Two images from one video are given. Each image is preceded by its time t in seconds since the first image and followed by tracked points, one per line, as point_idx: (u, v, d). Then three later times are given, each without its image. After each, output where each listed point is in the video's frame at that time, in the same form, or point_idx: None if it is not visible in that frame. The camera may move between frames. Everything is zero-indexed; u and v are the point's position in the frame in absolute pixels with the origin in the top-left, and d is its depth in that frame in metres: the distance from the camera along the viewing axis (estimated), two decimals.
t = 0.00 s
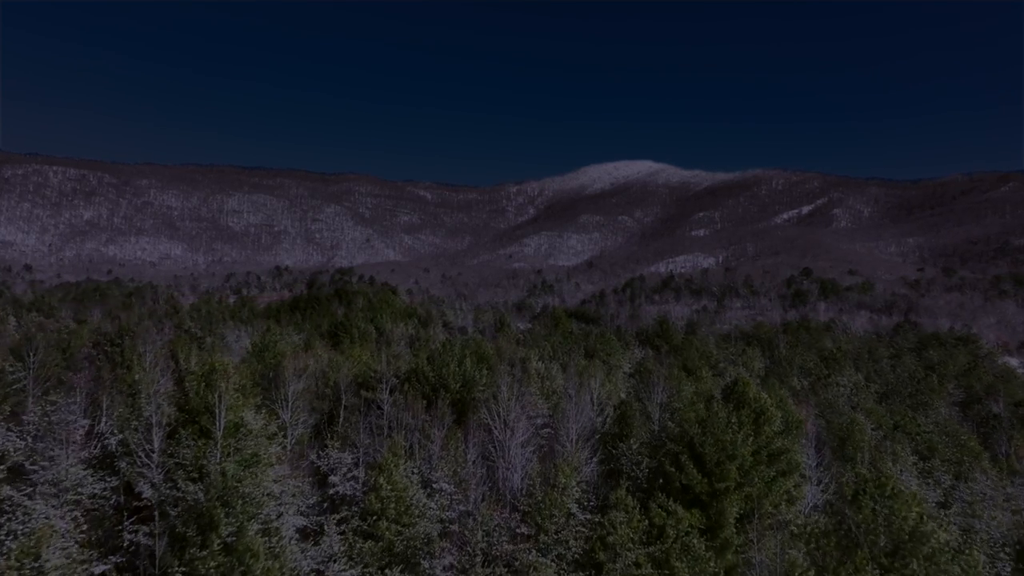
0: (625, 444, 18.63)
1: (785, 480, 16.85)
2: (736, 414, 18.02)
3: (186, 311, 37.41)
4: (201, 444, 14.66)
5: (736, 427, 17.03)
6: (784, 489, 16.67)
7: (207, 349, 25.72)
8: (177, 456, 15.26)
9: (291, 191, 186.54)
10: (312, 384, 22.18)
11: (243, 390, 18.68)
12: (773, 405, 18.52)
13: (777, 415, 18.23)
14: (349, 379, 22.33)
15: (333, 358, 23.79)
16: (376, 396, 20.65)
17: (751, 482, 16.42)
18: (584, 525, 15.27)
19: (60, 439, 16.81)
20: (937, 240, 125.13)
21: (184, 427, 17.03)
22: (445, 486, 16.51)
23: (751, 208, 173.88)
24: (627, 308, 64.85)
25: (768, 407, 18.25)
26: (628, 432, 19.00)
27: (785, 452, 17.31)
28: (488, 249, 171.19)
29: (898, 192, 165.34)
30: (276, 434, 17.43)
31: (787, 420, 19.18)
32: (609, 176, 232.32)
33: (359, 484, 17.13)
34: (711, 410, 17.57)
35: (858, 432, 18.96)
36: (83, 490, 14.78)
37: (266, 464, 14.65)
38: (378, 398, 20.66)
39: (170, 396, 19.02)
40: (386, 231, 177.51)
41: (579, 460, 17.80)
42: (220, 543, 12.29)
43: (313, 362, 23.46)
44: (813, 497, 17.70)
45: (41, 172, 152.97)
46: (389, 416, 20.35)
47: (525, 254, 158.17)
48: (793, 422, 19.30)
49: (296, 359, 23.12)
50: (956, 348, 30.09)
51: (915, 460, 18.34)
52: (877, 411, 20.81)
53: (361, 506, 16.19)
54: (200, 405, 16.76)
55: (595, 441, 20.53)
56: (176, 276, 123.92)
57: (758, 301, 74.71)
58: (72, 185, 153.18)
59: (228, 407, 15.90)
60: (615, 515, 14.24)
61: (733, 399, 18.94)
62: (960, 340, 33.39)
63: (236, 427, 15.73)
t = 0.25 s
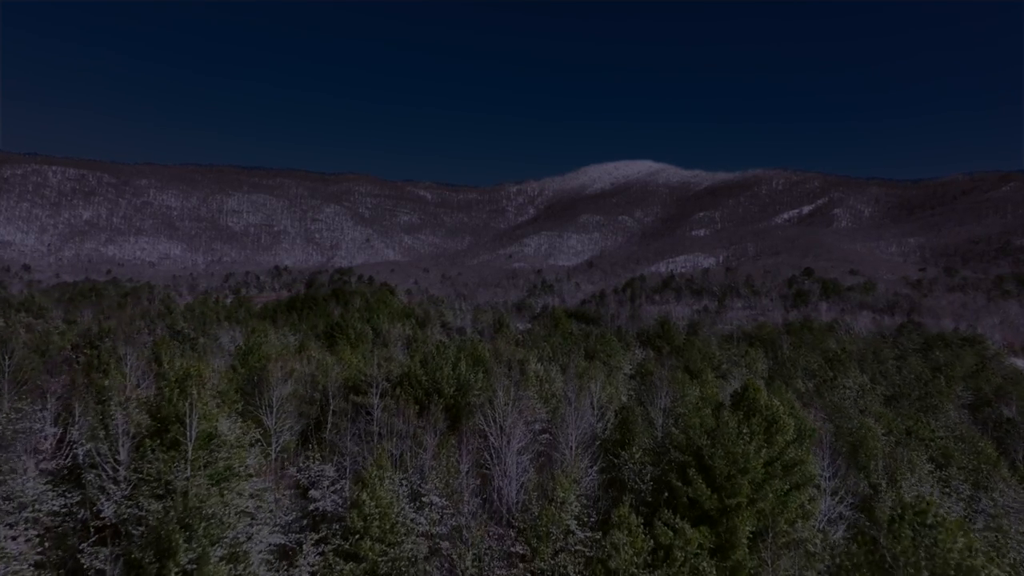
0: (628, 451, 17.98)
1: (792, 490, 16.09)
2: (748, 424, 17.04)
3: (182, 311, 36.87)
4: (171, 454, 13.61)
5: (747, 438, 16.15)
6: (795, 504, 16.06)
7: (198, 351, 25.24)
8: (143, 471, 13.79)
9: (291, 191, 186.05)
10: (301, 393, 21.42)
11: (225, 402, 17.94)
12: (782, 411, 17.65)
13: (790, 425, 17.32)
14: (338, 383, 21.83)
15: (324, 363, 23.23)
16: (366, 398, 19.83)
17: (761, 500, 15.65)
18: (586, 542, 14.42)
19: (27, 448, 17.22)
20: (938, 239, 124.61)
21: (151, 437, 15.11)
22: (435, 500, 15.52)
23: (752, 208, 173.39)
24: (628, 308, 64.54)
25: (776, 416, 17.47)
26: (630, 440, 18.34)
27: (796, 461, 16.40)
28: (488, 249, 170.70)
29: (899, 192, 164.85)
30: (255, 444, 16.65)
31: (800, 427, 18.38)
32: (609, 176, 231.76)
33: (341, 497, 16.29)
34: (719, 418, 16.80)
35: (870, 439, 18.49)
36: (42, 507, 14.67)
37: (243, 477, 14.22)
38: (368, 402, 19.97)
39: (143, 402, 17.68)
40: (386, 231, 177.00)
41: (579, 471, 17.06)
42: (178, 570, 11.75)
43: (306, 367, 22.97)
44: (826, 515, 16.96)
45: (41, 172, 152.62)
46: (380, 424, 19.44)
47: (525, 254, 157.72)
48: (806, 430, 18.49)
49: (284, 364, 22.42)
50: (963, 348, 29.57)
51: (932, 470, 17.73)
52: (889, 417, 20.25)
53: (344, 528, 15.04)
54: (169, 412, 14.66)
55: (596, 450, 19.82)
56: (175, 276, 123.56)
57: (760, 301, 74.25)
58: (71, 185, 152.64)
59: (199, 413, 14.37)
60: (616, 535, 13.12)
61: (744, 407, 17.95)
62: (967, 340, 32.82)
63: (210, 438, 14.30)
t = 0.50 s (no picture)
0: (630, 462, 17.38)
1: (809, 507, 14.46)
2: (758, 434, 15.46)
3: (178, 312, 36.36)
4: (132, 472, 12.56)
5: (760, 451, 14.67)
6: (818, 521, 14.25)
7: (186, 357, 24.61)
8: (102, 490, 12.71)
9: (291, 191, 185.53)
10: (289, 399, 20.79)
11: (199, 412, 17.04)
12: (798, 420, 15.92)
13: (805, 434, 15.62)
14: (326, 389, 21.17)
15: (312, 368, 22.58)
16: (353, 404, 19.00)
17: (776, 521, 14.04)
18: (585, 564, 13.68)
19: None
20: (939, 239, 124.08)
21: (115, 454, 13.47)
22: (425, 516, 14.11)
23: (752, 208, 172.88)
24: (628, 308, 64.31)
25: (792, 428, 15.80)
26: (634, 448, 17.75)
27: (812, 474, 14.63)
28: (487, 249, 170.18)
29: (899, 192, 164.33)
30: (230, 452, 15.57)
31: (813, 438, 17.16)
32: (609, 176, 231.31)
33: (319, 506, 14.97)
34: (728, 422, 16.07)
35: (885, 445, 17.84)
36: None
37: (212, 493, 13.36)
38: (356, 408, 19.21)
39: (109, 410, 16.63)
40: (385, 231, 176.42)
41: (578, 480, 16.23)
42: None
43: (295, 372, 22.37)
44: (844, 529, 15.86)
45: (40, 172, 152.06)
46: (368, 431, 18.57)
47: (526, 254, 157.24)
48: (820, 440, 17.54)
49: (267, 370, 21.64)
50: (968, 349, 29.13)
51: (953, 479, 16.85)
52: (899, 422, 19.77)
53: (323, 545, 13.03)
54: (133, 423, 13.36)
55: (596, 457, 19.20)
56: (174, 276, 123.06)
57: (761, 301, 73.86)
58: (71, 185, 152.10)
59: (166, 424, 13.38)
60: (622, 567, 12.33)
61: (755, 416, 16.28)
62: (972, 341, 32.33)
63: (177, 449, 13.40)
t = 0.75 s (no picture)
0: (632, 470, 16.65)
1: (829, 526, 12.49)
2: (773, 447, 13.58)
3: (173, 312, 35.98)
4: (85, 489, 10.60)
5: (777, 466, 12.85)
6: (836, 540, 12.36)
7: (173, 360, 23.88)
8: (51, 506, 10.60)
9: (290, 190, 184.99)
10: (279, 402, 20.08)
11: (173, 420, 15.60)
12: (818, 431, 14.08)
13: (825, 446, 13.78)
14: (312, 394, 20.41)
15: (299, 372, 21.76)
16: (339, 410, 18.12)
17: (793, 544, 12.23)
18: None
19: None
20: (940, 239, 123.45)
21: (69, 467, 11.06)
22: (414, 534, 13.07)
23: (752, 208, 172.39)
24: (627, 308, 64.13)
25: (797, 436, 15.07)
26: (638, 454, 17.06)
27: (831, 489, 12.80)
28: (487, 249, 169.69)
29: (900, 192, 163.67)
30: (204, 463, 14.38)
31: (832, 449, 15.44)
32: (609, 176, 230.81)
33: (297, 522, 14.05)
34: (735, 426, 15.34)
35: (896, 446, 17.39)
36: None
37: (176, 513, 11.53)
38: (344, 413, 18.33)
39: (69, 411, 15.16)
40: (385, 231, 175.86)
41: (577, 491, 15.33)
42: None
43: (283, 374, 21.62)
44: (865, 548, 14.77)
45: (39, 172, 151.60)
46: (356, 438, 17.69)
47: (525, 254, 156.70)
48: (839, 452, 15.81)
49: (250, 373, 20.75)
50: (976, 350, 28.69)
51: (971, 488, 16.17)
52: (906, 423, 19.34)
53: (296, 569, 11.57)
54: (89, 435, 10.87)
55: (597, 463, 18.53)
56: (173, 276, 122.49)
57: (761, 301, 73.56)
58: (70, 185, 151.69)
59: (128, 436, 11.13)
60: None
61: (768, 426, 14.42)
62: (978, 341, 31.85)
63: (141, 462, 11.34)
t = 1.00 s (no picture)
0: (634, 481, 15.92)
1: (853, 548, 11.07)
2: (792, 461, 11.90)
3: (169, 314, 35.53)
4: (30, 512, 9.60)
5: (797, 485, 11.34)
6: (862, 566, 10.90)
7: (159, 363, 23.23)
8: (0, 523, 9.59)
9: (290, 190, 184.44)
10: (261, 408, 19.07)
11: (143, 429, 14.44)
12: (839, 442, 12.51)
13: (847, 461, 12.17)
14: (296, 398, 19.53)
15: (285, 376, 20.88)
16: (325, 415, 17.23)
17: (816, 571, 10.85)
18: None
19: None
20: (942, 239, 122.96)
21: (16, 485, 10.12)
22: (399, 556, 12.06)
23: (753, 208, 171.87)
24: (628, 309, 63.69)
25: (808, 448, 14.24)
26: (641, 464, 16.39)
27: (855, 507, 11.35)
28: (487, 249, 169.20)
29: (901, 192, 163.12)
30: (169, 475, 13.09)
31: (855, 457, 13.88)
32: (609, 175, 230.25)
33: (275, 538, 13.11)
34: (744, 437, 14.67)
35: (906, 449, 16.96)
36: None
37: (134, 535, 10.70)
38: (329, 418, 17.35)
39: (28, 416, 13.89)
40: (385, 231, 175.36)
41: (577, 503, 14.54)
42: None
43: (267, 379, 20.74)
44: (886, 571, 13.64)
45: (38, 172, 151.09)
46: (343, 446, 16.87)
47: (526, 254, 156.21)
48: (858, 466, 13.02)
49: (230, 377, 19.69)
50: (984, 352, 28.18)
51: (993, 500, 15.75)
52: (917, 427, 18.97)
53: None
54: (40, 448, 10.05)
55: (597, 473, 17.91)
56: (172, 276, 122.04)
57: (763, 301, 73.16)
58: (69, 185, 151.18)
59: (83, 451, 10.24)
60: None
61: (784, 439, 12.66)
62: (985, 342, 31.40)
63: (97, 480, 10.40)
